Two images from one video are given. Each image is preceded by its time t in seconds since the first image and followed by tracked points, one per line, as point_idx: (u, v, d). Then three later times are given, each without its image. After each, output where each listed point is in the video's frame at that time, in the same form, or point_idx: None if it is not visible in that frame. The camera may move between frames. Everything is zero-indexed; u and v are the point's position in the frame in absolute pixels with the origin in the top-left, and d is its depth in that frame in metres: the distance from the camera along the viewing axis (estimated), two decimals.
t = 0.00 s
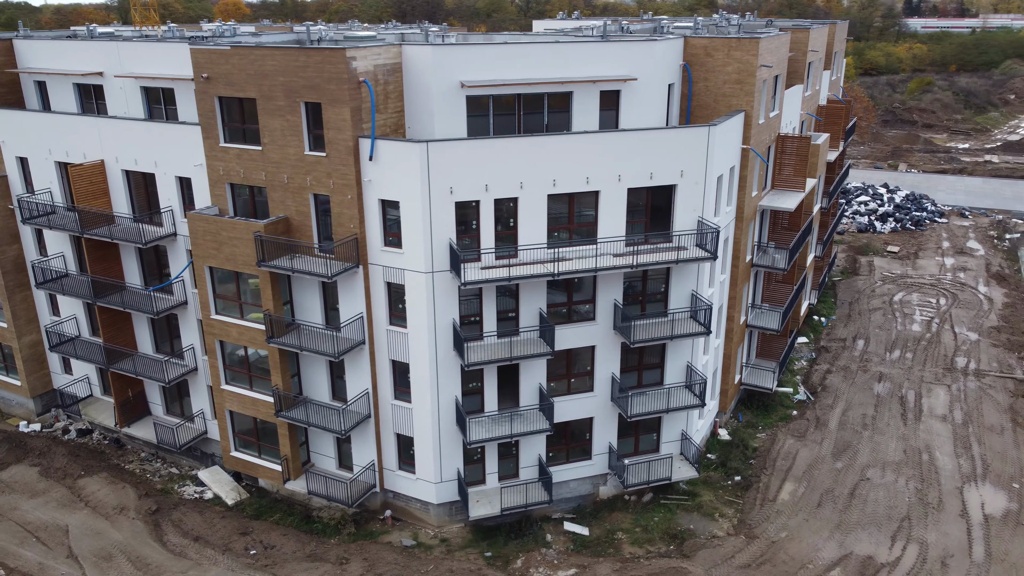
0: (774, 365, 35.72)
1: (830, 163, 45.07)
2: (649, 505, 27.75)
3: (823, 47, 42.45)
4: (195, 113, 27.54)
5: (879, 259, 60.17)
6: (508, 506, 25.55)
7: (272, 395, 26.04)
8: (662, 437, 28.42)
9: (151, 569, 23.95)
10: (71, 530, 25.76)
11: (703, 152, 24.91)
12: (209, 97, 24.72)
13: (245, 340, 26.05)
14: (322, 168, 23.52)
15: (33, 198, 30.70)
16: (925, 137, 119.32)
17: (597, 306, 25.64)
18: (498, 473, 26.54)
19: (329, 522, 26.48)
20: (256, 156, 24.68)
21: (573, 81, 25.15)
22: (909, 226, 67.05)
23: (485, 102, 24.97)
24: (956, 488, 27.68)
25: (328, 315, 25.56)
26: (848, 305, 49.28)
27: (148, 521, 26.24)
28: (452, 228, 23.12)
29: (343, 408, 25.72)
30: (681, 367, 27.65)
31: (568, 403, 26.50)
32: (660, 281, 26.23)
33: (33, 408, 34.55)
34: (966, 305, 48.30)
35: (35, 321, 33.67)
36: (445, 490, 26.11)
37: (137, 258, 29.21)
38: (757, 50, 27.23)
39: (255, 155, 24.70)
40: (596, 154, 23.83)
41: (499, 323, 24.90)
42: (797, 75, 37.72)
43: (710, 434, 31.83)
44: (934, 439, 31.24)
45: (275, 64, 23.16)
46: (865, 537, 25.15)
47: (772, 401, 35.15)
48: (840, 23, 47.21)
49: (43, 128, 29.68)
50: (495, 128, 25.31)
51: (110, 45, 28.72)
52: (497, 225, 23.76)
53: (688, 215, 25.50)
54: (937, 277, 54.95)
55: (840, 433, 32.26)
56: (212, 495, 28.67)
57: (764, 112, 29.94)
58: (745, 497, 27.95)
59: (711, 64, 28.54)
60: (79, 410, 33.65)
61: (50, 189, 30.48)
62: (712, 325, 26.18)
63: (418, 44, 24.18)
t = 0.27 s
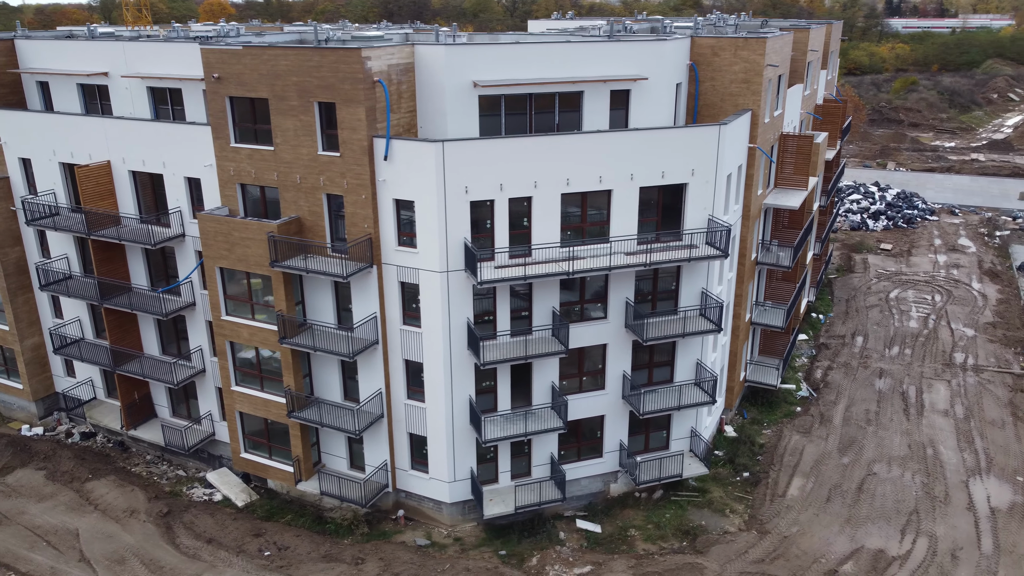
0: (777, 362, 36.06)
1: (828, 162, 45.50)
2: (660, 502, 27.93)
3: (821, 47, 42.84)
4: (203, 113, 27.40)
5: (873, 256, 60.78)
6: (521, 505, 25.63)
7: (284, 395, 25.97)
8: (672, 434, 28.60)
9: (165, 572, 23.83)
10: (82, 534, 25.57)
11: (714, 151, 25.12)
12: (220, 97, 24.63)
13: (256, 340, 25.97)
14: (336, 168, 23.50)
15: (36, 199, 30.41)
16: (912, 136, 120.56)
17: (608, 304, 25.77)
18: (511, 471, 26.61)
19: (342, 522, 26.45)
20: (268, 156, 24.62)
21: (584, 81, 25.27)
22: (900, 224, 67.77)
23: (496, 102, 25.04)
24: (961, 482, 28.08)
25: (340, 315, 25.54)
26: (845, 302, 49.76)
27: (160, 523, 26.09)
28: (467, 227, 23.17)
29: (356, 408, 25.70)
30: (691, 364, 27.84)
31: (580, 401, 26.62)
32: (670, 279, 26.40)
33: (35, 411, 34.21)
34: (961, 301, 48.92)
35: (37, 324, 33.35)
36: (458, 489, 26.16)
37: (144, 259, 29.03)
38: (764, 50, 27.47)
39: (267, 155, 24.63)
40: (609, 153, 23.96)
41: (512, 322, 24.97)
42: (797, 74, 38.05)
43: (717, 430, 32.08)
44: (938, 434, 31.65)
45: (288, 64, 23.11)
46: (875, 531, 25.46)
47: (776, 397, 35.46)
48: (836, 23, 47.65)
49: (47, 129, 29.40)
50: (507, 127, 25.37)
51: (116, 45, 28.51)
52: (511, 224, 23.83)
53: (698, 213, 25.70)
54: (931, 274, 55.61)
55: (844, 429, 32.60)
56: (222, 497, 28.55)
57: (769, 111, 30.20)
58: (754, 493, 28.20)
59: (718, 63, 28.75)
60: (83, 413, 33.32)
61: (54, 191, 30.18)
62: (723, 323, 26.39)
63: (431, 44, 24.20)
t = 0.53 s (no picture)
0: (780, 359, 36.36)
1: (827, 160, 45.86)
2: (671, 498, 28.10)
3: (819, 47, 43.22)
4: (212, 114, 27.26)
5: (867, 254, 61.36)
6: (536, 503, 25.72)
7: (297, 396, 25.91)
8: (682, 432, 28.78)
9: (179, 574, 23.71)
10: (93, 538, 25.39)
11: (725, 149, 25.32)
12: (232, 97, 24.54)
13: (268, 341, 25.88)
14: (350, 168, 23.49)
15: (40, 200, 30.11)
16: (899, 134, 121.72)
17: (620, 302, 25.90)
18: (524, 470, 26.69)
19: (355, 522, 26.42)
20: (281, 157, 24.56)
21: (596, 80, 25.40)
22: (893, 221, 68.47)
23: (509, 102, 25.11)
24: (967, 475, 28.49)
25: (353, 315, 25.52)
26: (843, 299, 50.22)
27: (172, 526, 25.94)
28: (482, 226, 23.23)
29: (369, 408, 25.68)
30: (701, 362, 28.03)
31: (592, 399, 26.73)
32: (681, 277, 26.59)
33: (38, 415, 33.89)
34: (956, 298, 49.52)
35: (40, 327, 33.04)
36: (472, 488, 26.21)
37: (151, 260, 28.84)
38: (771, 49, 27.72)
39: (279, 156, 24.57)
40: (623, 152, 24.10)
41: (526, 321, 25.05)
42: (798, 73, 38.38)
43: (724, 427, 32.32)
44: (941, 429, 32.07)
45: (302, 64, 23.07)
46: (885, 525, 25.78)
47: (780, 394, 35.77)
48: (832, 23, 48.10)
49: (52, 130, 29.12)
50: (519, 127, 25.45)
51: (122, 45, 28.29)
52: (526, 223, 23.92)
53: (709, 212, 25.90)
54: (925, 271, 56.24)
55: (849, 424, 32.95)
56: (232, 499, 28.43)
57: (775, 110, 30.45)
58: (764, 488, 28.45)
59: (725, 63, 28.97)
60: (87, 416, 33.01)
61: (58, 192, 29.89)
62: (734, 320, 26.60)
63: (444, 43, 24.23)
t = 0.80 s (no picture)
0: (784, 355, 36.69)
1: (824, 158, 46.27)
2: (681, 495, 28.29)
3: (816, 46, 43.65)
4: (221, 114, 27.14)
5: (861, 251, 61.94)
6: (549, 501, 25.82)
7: (309, 397, 25.86)
8: (692, 428, 28.97)
9: None
10: (105, 541, 25.20)
11: (735, 148, 25.53)
12: (244, 97, 24.45)
13: (280, 342, 25.81)
14: (364, 168, 23.49)
15: (44, 202, 29.83)
16: (886, 133, 122.89)
17: (632, 300, 26.06)
18: (537, 468, 26.79)
19: (369, 522, 26.39)
20: (293, 157, 24.51)
21: (607, 80, 25.56)
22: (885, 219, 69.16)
23: (521, 101, 25.21)
24: (972, 469, 28.92)
25: (366, 315, 25.51)
26: (840, 296, 50.69)
27: (185, 528, 25.80)
28: (497, 225, 23.30)
29: (382, 408, 25.68)
30: (710, 359, 28.24)
31: (604, 397, 26.86)
32: (692, 275, 26.79)
33: (41, 418, 33.56)
34: (951, 294, 50.13)
35: (43, 329, 32.73)
36: (485, 487, 26.26)
37: (159, 261, 28.65)
38: (778, 49, 28.00)
39: (292, 156, 24.52)
40: (635, 151, 24.25)
41: (539, 320, 25.16)
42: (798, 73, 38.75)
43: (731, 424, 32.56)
44: (944, 423, 32.51)
45: (316, 64, 23.04)
46: (894, 518, 26.12)
47: (783, 390, 36.10)
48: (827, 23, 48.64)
49: (57, 130, 28.86)
50: (531, 126, 25.56)
51: (128, 45, 28.09)
52: (540, 222, 24.03)
53: (720, 210, 26.11)
54: (919, 268, 56.87)
55: (853, 420, 33.31)
56: (242, 501, 28.31)
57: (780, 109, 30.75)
58: (773, 484, 28.72)
59: (731, 62, 29.20)
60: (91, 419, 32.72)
61: (63, 193, 29.64)
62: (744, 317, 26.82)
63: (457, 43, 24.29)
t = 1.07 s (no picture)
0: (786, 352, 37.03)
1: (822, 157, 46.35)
2: (692, 491, 28.50)
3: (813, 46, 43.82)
4: (229, 114, 27.00)
5: (855, 249, 62.51)
6: (563, 499, 25.93)
7: (322, 398, 25.81)
8: (700, 425, 29.19)
9: None
10: (117, 545, 25.03)
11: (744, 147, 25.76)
12: (255, 97, 24.37)
13: (292, 343, 25.74)
14: (378, 168, 23.50)
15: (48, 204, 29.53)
16: (873, 131, 124.08)
17: (644, 299, 26.23)
18: (549, 466, 26.90)
19: (382, 522, 26.39)
20: (306, 157, 24.46)
21: (617, 79, 25.70)
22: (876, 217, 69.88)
23: (532, 101, 25.30)
24: (975, 462, 29.40)
25: (379, 315, 25.49)
26: (836, 293, 51.16)
27: (197, 531, 25.66)
28: (512, 224, 23.39)
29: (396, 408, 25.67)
30: (719, 356, 28.47)
31: (616, 394, 27.00)
32: (701, 273, 27.01)
33: (43, 422, 33.21)
34: (945, 290, 50.77)
35: (46, 332, 32.40)
36: (499, 486, 26.33)
37: (166, 263, 28.46)
38: (784, 49, 28.30)
39: (305, 156, 24.47)
40: (648, 150, 24.42)
41: (552, 319, 25.27)
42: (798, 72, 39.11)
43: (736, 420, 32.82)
44: (946, 418, 32.98)
45: (329, 64, 23.02)
46: (902, 511, 26.49)
47: (786, 386, 36.43)
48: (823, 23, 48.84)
49: (61, 131, 28.59)
50: (542, 126, 25.67)
51: (134, 45, 27.89)
52: (553, 221, 24.15)
53: (729, 208, 26.35)
54: (912, 264, 57.52)
55: (857, 415, 33.70)
56: (252, 503, 28.20)
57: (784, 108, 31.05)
58: (781, 479, 29.01)
59: (737, 61, 29.44)
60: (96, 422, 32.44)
61: (67, 195, 29.38)
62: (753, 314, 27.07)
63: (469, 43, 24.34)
